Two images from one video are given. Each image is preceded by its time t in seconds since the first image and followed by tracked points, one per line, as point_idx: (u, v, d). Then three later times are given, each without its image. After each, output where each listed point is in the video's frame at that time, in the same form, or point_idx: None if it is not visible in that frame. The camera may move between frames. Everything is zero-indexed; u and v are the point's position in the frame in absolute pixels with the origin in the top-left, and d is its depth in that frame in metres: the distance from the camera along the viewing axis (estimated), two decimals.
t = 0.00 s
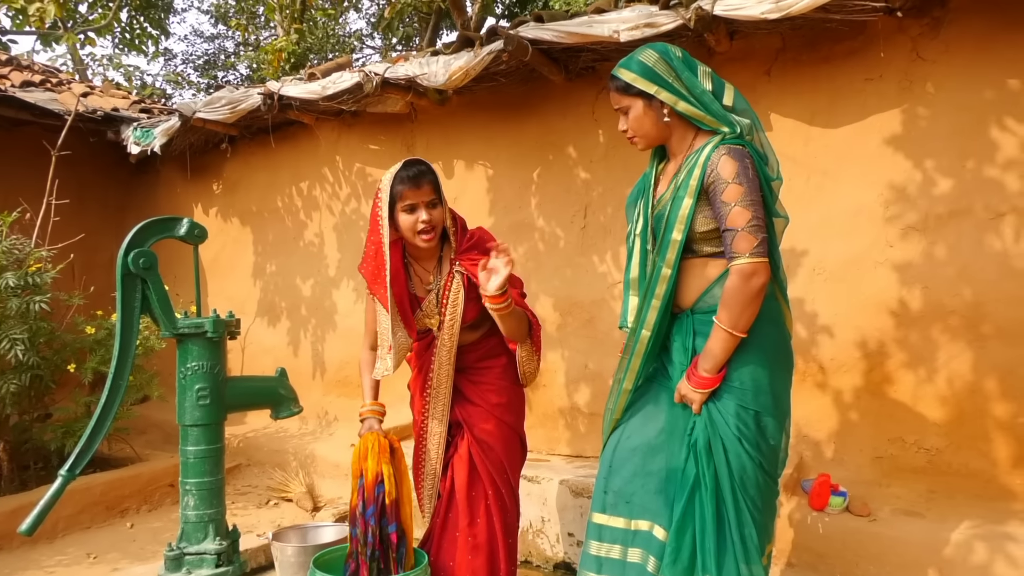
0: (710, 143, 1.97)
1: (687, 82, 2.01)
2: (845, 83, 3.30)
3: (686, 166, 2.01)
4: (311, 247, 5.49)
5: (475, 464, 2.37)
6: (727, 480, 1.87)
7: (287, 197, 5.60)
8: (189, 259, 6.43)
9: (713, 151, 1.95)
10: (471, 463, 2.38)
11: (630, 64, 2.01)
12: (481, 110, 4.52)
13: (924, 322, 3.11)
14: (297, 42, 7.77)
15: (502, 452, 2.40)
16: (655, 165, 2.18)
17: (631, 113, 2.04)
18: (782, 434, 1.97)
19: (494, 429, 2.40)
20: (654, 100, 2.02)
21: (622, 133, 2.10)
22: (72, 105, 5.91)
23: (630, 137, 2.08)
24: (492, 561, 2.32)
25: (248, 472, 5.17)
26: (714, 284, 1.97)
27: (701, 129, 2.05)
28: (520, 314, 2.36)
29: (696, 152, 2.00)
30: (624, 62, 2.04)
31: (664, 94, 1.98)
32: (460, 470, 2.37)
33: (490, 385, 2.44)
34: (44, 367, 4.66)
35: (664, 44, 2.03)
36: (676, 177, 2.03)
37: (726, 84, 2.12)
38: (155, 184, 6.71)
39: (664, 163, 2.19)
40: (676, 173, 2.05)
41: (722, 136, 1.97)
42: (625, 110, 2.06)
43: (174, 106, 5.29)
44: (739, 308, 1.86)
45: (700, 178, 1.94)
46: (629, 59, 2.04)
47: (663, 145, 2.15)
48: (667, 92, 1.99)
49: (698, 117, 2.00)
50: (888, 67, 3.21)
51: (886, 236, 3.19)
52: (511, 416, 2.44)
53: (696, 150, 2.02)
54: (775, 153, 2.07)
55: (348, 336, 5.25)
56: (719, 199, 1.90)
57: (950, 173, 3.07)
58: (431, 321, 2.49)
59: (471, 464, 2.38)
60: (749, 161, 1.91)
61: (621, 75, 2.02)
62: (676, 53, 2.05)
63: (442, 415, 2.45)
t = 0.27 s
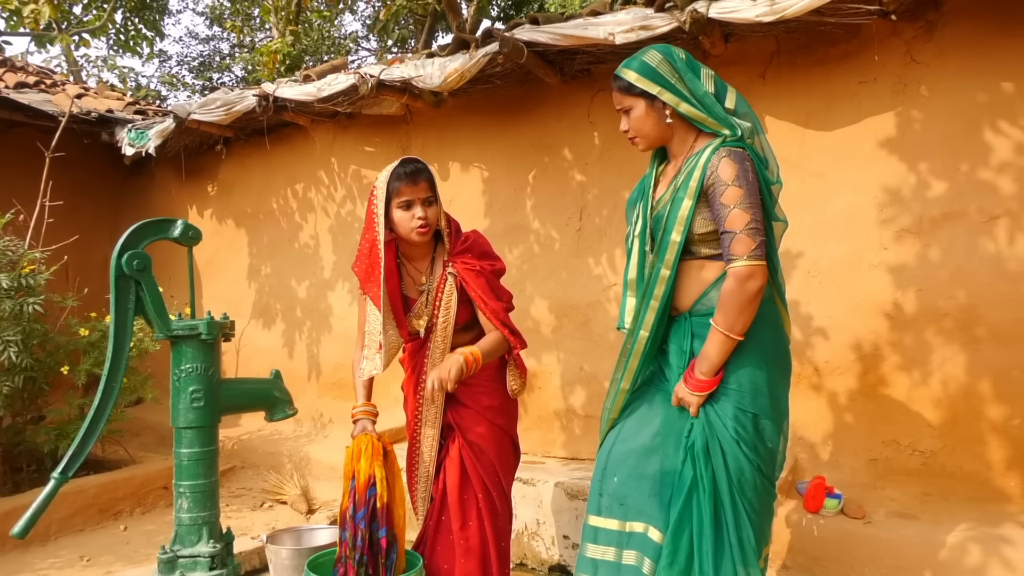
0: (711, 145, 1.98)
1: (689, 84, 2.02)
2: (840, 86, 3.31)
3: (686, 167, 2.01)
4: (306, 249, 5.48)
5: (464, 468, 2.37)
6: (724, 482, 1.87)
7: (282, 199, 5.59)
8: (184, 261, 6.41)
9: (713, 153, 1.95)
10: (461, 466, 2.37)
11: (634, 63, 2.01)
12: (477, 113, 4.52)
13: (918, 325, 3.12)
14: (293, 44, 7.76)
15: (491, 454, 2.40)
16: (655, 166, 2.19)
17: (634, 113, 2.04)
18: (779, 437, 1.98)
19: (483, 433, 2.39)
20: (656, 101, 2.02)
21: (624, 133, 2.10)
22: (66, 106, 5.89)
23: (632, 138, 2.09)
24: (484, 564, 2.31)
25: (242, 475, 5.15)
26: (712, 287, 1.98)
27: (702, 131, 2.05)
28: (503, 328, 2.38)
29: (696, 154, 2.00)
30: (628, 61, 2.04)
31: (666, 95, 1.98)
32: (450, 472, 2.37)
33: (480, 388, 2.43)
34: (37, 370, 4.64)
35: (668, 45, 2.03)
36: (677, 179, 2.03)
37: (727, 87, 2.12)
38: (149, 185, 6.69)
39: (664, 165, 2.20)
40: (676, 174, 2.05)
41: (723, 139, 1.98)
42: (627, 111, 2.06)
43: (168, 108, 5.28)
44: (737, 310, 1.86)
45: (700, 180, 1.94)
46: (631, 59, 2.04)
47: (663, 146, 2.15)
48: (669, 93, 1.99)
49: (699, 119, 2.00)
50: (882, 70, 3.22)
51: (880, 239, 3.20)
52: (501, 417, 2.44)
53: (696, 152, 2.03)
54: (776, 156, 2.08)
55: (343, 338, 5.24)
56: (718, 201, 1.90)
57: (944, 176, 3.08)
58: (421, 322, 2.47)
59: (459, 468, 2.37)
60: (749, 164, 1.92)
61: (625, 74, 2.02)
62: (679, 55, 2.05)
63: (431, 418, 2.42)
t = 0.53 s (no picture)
0: (710, 148, 1.98)
1: (688, 86, 2.02)
2: (834, 89, 3.32)
3: (685, 169, 2.01)
4: (300, 250, 5.47)
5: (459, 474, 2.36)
6: (719, 483, 1.87)
7: (277, 200, 5.58)
8: (178, 262, 6.39)
9: (713, 156, 1.95)
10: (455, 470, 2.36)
11: (633, 64, 2.00)
12: (472, 114, 4.52)
13: (911, 326, 3.13)
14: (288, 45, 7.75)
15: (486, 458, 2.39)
16: (651, 168, 2.19)
17: (632, 115, 2.04)
18: (774, 438, 1.98)
19: (478, 437, 2.38)
20: (655, 103, 2.02)
21: (621, 134, 2.10)
22: (60, 107, 5.87)
23: (629, 139, 2.08)
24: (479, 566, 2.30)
25: (236, 477, 5.13)
26: (708, 289, 1.98)
27: (700, 133, 2.06)
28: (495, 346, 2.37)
29: (695, 156, 2.01)
30: (626, 61, 2.04)
31: (665, 97, 1.99)
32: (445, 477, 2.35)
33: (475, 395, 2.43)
34: (29, 372, 4.63)
35: (668, 47, 2.04)
36: (675, 180, 2.03)
37: (726, 90, 2.13)
38: (143, 186, 6.68)
39: (661, 166, 2.20)
40: (674, 175, 2.05)
41: (722, 141, 1.98)
42: (626, 112, 2.06)
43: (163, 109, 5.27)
44: (734, 311, 1.86)
45: (699, 182, 1.94)
46: (631, 60, 2.04)
47: (660, 148, 2.15)
48: (668, 95, 1.99)
49: (698, 122, 2.01)
50: (876, 73, 3.23)
51: (874, 241, 3.21)
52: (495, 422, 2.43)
53: (694, 154, 2.03)
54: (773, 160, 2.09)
55: (338, 339, 5.23)
56: (717, 204, 1.91)
57: (937, 178, 3.09)
58: (415, 336, 2.49)
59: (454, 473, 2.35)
60: (747, 167, 1.93)
61: (623, 75, 2.01)
62: (679, 57, 2.05)
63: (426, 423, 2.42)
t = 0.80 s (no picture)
0: (701, 148, 1.99)
1: (680, 86, 2.03)
2: (823, 89, 3.34)
3: (676, 169, 2.02)
4: (290, 250, 5.45)
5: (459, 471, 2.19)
6: (708, 481, 1.88)
7: (266, 199, 5.56)
8: (167, 263, 6.36)
9: (705, 156, 1.96)
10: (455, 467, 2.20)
11: (625, 64, 2.01)
12: (463, 114, 4.52)
13: (899, 326, 3.14)
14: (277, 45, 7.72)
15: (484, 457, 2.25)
16: (642, 168, 2.19)
17: (624, 115, 2.05)
18: (762, 436, 1.99)
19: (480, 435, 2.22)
20: (646, 102, 2.03)
21: (613, 134, 2.10)
22: (47, 106, 5.83)
23: (621, 139, 2.09)
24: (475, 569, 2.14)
25: (226, 478, 5.10)
26: (699, 288, 1.99)
27: (692, 133, 2.06)
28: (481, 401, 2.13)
29: (686, 155, 2.01)
30: (618, 61, 2.04)
31: (657, 96, 1.99)
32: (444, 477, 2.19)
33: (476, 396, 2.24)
34: (16, 372, 4.60)
35: (659, 47, 2.05)
36: (666, 179, 2.04)
37: (717, 91, 2.14)
38: (132, 186, 6.64)
39: (652, 166, 2.20)
40: (665, 175, 2.06)
41: (713, 141, 1.99)
42: (617, 112, 2.07)
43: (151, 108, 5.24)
44: (725, 310, 1.87)
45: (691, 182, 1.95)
46: (622, 60, 2.04)
47: (652, 147, 2.15)
48: (660, 95, 2.00)
49: (690, 122, 2.01)
50: (864, 74, 3.25)
51: (862, 241, 3.23)
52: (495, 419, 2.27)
53: (686, 154, 2.04)
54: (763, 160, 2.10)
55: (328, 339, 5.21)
56: (709, 204, 1.92)
57: (925, 178, 3.11)
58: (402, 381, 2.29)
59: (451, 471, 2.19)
60: (739, 167, 1.94)
61: (615, 74, 2.02)
62: (670, 57, 2.06)
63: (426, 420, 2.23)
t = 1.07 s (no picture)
0: (703, 144, 1.99)
1: (680, 82, 2.02)
2: (821, 85, 3.34)
3: (677, 165, 2.02)
4: (288, 247, 5.44)
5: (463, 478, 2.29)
6: (712, 478, 1.88)
7: (264, 196, 5.55)
8: (165, 259, 6.35)
9: (706, 152, 1.96)
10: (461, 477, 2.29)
11: (624, 60, 2.01)
12: (461, 110, 4.52)
13: (898, 322, 3.15)
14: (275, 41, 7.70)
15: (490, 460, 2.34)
16: (642, 164, 2.19)
17: (624, 111, 2.05)
18: (765, 432, 2.00)
19: (489, 446, 2.28)
20: (646, 98, 2.03)
21: (612, 130, 2.11)
22: (43, 102, 5.81)
23: (620, 135, 2.10)
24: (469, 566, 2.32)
25: (225, 474, 5.07)
26: (702, 285, 1.99)
27: (692, 128, 2.06)
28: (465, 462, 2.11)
29: (687, 151, 2.01)
30: (616, 57, 2.04)
31: (657, 92, 1.99)
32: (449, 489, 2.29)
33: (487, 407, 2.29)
34: (15, 369, 4.59)
35: (658, 42, 2.04)
36: (667, 176, 2.03)
37: (717, 85, 2.14)
38: (129, 183, 6.62)
39: (651, 162, 2.19)
40: (666, 171, 2.05)
41: (715, 137, 1.98)
42: (617, 108, 2.07)
43: (148, 104, 5.23)
44: (729, 307, 1.87)
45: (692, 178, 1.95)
46: (621, 55, 2.04)
47: (651, 144, 2.15)
48: (660, 91, 2.00)
49: (691, 117, 2.01)
50: (863, 69, 3.25)
51: (861, 237, 3.23)
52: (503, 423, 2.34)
53: (687, 150, 2.04)
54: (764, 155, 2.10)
55: (326, 336, 5.21)
56: (711, 200, 1.92)
57: (924, 174, 3.12)
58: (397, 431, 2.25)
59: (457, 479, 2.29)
60: (741, 162, 1.94)
61: (614, 70, 2.02)
62: (669, 52, 2.06)
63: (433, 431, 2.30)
